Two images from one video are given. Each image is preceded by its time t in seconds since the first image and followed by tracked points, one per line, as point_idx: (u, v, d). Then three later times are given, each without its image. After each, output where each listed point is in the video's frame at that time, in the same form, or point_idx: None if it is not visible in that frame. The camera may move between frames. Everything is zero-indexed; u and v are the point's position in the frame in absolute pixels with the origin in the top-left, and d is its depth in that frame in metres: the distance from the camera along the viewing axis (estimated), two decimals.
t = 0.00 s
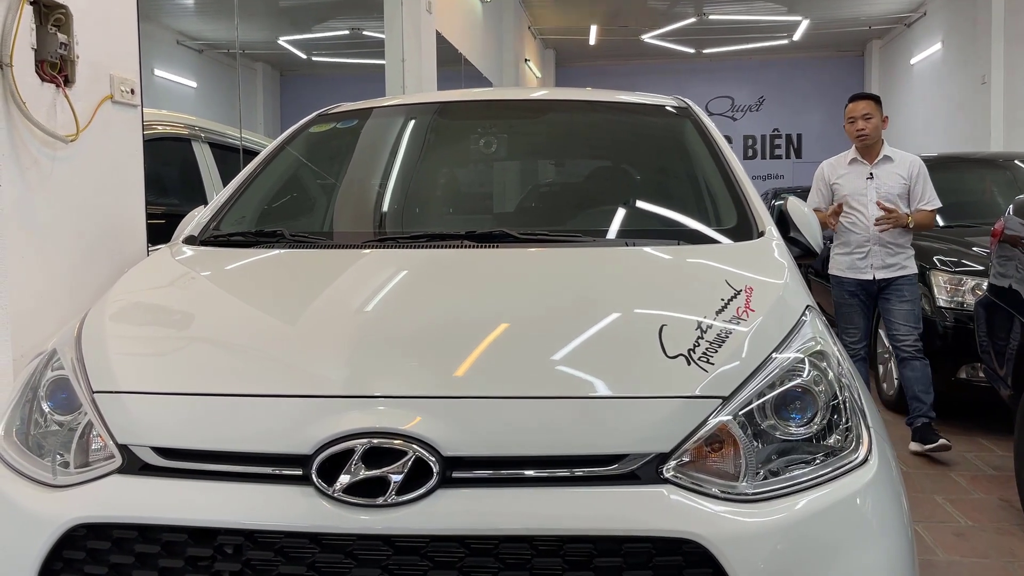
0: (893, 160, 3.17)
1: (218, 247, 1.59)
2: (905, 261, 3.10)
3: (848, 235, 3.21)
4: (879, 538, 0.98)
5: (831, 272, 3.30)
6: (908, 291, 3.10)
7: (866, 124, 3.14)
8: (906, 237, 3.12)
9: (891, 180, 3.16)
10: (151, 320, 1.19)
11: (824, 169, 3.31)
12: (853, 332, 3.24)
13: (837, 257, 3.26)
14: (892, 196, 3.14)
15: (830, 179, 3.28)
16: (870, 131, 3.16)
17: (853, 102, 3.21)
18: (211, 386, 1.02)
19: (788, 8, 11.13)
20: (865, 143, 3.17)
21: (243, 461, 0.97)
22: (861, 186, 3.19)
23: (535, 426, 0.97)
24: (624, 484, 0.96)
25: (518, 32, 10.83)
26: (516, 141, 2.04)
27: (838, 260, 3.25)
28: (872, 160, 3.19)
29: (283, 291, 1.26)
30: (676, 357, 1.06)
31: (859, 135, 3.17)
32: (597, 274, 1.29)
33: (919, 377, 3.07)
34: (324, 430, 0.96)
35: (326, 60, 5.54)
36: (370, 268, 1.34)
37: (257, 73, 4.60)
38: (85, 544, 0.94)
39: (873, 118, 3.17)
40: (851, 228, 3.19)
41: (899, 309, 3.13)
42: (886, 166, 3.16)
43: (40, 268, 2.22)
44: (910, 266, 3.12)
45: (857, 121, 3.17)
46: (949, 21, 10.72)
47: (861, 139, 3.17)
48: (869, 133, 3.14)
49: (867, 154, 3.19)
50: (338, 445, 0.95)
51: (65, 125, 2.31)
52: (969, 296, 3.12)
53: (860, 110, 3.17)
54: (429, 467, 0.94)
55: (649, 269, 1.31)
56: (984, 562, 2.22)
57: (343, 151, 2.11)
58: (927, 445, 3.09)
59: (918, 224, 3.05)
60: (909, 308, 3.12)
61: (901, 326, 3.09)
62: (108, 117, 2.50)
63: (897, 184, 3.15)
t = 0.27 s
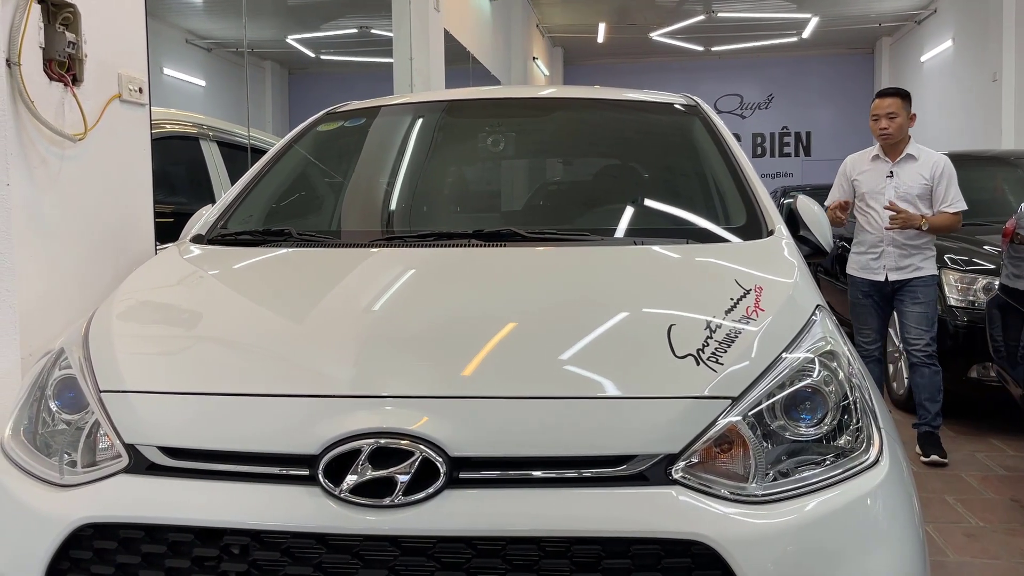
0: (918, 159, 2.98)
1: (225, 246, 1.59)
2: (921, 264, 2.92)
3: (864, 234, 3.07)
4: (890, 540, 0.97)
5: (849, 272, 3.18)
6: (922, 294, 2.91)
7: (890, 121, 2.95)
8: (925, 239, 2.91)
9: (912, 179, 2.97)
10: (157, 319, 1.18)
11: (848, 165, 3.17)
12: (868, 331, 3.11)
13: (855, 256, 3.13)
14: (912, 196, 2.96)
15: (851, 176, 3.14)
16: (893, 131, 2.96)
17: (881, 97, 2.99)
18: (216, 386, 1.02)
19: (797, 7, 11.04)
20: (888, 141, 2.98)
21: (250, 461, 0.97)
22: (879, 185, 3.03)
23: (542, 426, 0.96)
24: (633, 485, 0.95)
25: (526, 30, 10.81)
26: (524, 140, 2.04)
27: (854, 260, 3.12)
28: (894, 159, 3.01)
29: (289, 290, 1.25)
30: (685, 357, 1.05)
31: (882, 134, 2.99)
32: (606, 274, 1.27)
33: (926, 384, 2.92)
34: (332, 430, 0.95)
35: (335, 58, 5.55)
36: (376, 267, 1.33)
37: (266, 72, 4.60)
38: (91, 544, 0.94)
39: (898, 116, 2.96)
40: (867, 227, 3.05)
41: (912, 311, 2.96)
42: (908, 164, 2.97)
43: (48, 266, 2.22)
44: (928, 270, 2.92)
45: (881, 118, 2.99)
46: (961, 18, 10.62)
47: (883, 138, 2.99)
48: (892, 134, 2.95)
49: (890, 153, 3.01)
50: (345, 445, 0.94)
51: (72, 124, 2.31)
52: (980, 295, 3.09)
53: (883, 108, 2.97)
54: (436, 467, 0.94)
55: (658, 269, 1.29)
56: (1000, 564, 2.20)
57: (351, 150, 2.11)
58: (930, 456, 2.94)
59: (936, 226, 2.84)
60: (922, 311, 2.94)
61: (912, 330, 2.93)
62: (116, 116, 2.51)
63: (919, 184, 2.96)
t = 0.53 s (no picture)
0: (952, 157, 2.82)
1: (235, 246, 1.59)
2: (944, 267, 2.80)
3: (889, 232, 2.96)
4: (903, 544, 0.95)
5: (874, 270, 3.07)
6: (944, 295, 2.81)
7: (923, 119, 2.82)
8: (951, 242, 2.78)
9: (942, 179, 2.82)
10: (168, 319, 1.18)
11: (880, 158, 3.04)
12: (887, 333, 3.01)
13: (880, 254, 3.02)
14: (940, 196, 2.82)
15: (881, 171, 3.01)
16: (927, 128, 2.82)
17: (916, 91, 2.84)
18: (226, 387, 1.02)
19: (808, 6, 10.95)
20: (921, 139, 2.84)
21: (260, 461, 0.96)
22: (908, 182, 2.89)
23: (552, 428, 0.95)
24: (644, 488, 0.94)
25: (535, 29, 10.77)
26: (533, 140, 2.03)
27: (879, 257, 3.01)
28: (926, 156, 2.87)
29: (298, 291, 1.25)
30: (695, 359, 1.04)
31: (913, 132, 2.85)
32: (617, 275, 1.27)
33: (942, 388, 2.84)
34: (341, 430, 0.95)
35: (345, 57, 5.55)
36: (386, 268, 1.33)
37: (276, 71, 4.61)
38: (102, 544, 0.94)
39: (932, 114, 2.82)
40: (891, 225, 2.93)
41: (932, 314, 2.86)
42: (938, 163, 2.83)
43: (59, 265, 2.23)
44: (952, 273, 2.80)
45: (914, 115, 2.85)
46: (974, 15, 10.50)
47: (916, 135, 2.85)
48: (925, 130, 2.81)
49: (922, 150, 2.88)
50: (355, 446, 0.94)
51: (84, 124, 2.32)
52: (992, 295, 3.05)
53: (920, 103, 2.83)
54: (445, 468, 0.93)
55: (669, 270, 1.28)
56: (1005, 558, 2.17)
57: (361, 149, 2.11)
58: (944, 461, 2.85)
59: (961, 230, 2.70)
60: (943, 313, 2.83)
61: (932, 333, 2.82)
62: (127, 116, 2.52)
63: (949, 184, 2.81)
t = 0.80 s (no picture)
0: (982, 154, 2.71)
1: (244, 246, 1.60)
2: (965, 267, 2.71)
3: (914, 228, 2.88)
4: (911, 547, 0.95)
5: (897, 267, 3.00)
6: (964, 298, 2.74)
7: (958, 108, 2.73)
8: (973, 243, 2.68)
9: (970, 176, 2.72)
10: (177, 320, 1.19)
11: (913, 150, 2.95)
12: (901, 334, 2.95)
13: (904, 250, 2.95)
14: (967, 194, 2.72)
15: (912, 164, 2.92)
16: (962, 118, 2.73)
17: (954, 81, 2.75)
18: (233, 388, 1.02)
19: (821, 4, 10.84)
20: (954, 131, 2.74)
21: (267, 463, 0.97)
22: (934, 177, 2.81)
23: (559, 430, 0.95)
24: (651, 491, 0.93)
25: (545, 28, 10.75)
26: (542, 141, 2.02)
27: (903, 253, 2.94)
28: (956, 150, 2.77)
29: (306, 292, 1.25)
30: (703, 361, 1.03)
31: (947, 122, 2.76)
32: (625, 276, 1.26)
33: (958, 391, 2.80)
34: (347, 432, 0.95)
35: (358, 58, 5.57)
36: (396, 269, 1.33)
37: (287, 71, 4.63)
38: (110, 544, 0.94)
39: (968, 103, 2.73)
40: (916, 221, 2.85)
41: (950, 316, 2.80)
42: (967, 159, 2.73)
43: (68, 264, 2.25)
44: (975, 274, 2.71)
45: (949, 104, 2.76)
46: (987, 13, 10.36)
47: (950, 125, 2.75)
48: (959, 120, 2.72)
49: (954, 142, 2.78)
50: (361, 448, 0.94)
51: (94, 126, 2.34)
52: (1004, 295, 2.99)
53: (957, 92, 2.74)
54: (452, 471, 0.93)
55: (678, 271, 1.28)
56: (1002, 547, 2.16)
57: (371, 149, 2.11)
58: (957, 462, 2.81)
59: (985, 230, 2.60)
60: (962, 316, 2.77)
61: (950, 336, 2.77)
62: (137, 116, 2.54)
63: (976, 182, 2.71)
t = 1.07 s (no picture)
0: (1003, 152, 2.69)
1: (249, 247, 1.61)
2: (982, 266, 2.66)
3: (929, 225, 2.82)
4: (912, 550, 0.94)
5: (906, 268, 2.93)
6: (980, 301, 2.69)
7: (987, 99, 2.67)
8: (993, 241, 2.64)
9: (991, 174, 2.69)
10: (179, 320, 1.20)
11: (931, 149, 2.91)
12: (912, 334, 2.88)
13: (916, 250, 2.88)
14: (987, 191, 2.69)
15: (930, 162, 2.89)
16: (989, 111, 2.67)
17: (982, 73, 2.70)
18: (234, 387, 1.03)
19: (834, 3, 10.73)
20: (979, 123, 2.69)
21: (267, 463, 0.97)
22: (954, 174, 2.77)
23: (557, 431, 0.95)
24: (649, 492, 0.93)
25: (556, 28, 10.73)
26: (547, 142, 2.02)
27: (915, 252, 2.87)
28: (977, 147, 2.74)
29: (309, 292, 1.26)
30: (703, 363, 1.02)
31: (974, 113, 2.70)
32: (628, 277, 1.25)
33: (971, 392, 2.77)
34: (346, 432, 0.95)
35: (369, 57, 5.59)
36: (404, 269, 1.33)
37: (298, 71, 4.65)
38: (112, 543, 0.95)
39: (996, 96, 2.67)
40: (933, 217, 2.79)
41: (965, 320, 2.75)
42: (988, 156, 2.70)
43: (75, 264, 2.27)
44: (991, 275, 2.65)
45: (977, 95, 2.70)
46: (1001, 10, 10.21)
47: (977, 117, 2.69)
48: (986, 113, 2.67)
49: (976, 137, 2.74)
50: (359, 448, 0.94)
51: (102, 127, 2.36)
52: (1015, 296, 2.94)
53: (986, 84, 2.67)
54: (449, 472, 0.93)
55: (680, 272, 1.27)
56: (1014, 549, 2.13)
57: (378, 149, 2.12)
58: (966, 464, 2.78)
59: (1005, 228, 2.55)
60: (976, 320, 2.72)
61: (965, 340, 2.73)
62: (145, 118, 2.56)
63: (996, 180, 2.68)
